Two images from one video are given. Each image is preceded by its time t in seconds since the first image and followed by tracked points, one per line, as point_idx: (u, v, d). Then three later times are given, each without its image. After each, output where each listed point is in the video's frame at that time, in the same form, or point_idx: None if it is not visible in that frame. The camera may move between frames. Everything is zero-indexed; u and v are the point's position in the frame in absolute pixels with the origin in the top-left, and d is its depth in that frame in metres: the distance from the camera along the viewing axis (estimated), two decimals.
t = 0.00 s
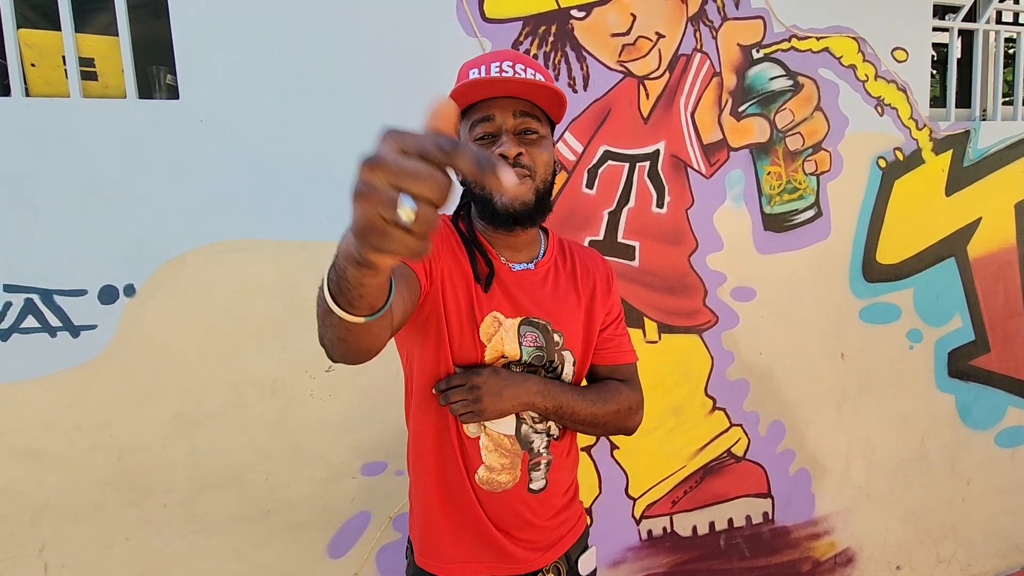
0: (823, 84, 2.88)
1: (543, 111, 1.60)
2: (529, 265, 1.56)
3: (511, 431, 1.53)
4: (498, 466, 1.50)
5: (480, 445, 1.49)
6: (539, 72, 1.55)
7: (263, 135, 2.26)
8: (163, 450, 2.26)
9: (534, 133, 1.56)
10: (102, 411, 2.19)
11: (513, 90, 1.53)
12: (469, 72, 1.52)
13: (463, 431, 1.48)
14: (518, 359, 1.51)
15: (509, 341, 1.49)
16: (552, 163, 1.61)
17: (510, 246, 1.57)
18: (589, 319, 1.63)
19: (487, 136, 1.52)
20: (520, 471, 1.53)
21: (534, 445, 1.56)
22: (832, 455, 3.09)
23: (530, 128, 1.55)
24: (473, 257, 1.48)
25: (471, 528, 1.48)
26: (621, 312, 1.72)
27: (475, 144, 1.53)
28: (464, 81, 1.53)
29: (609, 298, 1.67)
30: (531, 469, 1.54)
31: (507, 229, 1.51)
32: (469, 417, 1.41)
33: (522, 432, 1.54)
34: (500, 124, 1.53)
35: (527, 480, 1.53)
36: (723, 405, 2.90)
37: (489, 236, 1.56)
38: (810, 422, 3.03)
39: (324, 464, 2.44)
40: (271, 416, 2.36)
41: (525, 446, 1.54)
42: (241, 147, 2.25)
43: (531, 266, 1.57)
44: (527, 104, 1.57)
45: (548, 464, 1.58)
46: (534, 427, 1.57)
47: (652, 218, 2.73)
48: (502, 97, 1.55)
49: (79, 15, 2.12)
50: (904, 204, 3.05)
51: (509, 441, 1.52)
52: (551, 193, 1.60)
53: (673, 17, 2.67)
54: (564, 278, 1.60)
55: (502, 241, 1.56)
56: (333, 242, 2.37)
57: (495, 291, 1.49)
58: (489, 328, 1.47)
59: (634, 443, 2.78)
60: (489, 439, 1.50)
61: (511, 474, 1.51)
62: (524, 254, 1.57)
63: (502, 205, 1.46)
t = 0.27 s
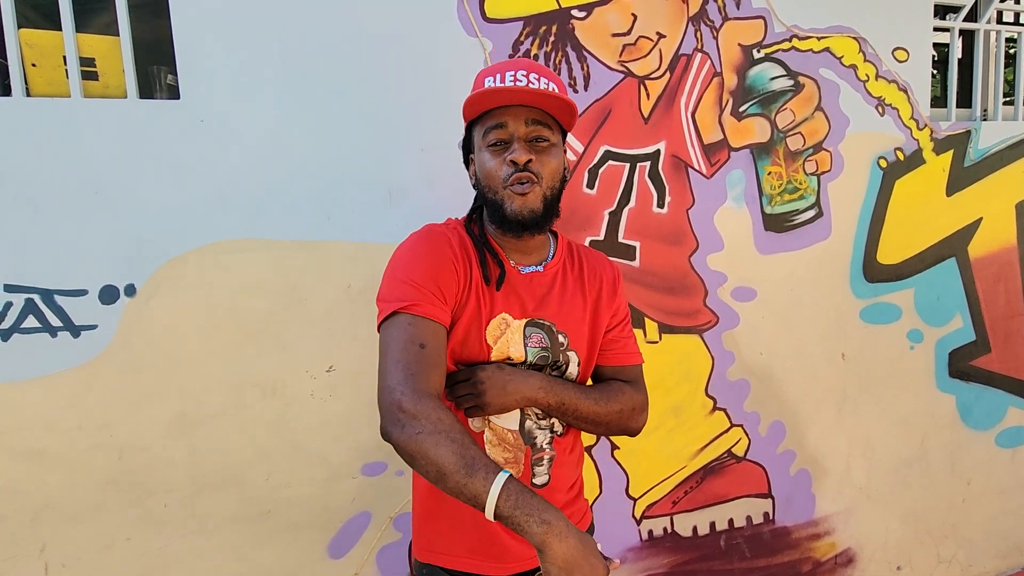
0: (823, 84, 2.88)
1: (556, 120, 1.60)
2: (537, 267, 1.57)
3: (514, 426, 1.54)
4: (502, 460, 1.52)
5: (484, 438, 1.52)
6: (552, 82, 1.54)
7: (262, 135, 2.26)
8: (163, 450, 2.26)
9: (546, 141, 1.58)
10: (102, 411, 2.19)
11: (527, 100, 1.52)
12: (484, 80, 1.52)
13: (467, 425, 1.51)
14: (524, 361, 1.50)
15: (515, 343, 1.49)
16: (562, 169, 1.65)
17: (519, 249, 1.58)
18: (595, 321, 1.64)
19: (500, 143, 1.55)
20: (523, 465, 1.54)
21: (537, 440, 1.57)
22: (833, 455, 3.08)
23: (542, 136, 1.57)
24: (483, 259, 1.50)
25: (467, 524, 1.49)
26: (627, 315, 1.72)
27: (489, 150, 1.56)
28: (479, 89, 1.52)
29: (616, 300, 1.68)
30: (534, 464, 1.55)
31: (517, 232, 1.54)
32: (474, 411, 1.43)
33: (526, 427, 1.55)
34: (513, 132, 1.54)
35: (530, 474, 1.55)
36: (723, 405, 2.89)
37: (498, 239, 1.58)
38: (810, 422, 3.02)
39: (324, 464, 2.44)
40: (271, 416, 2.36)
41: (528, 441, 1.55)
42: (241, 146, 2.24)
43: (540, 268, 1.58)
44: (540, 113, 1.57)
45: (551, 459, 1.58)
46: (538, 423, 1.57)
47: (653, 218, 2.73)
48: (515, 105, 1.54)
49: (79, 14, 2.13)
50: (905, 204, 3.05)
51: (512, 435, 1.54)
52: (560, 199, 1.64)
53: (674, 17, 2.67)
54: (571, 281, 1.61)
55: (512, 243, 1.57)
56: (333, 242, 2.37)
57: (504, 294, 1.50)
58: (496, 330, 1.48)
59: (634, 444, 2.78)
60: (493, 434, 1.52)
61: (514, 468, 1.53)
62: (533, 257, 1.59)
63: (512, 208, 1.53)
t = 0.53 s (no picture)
0: (824, 83, 2.87)
1: (560, 124, 1.61)
2: (544, 265, 1.57)
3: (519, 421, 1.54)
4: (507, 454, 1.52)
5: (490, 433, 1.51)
6: (556, 87, 1.54)
7: (262, 134, 2.26)
8: (163, 449, 2.26)
9: (550, 144, 1.58)
10: (102, 411, 2.19)
11: (532, 105, 1.53)
12: (489, 88, 1.52)
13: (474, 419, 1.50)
14: (529, 355, 1.52)
15: (521, 338, 1.51)
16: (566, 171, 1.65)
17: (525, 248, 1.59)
18: (600, 319, 1.64)
19: (505, 147, 1.56)
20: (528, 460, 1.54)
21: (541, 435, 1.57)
22: (833, 455, 3.08)
23: (546, 139, 1.57)
24: (490, 256, 1.51)
25: (475, 517, 1.49)
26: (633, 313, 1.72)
27: (494, 154, 1.56)
28: (484, 96, 1.53)
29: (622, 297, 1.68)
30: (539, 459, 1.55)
31: (524, 232, 1.54)
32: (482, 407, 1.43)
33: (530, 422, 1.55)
34: (518, 137, 1.55)
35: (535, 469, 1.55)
36: (724, 404, 2.89)
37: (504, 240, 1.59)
38: (811, 422, 3.02)
39: (324, 464, 2.43)
40: (272, 415, 2.35)
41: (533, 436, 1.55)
42: (241, 145, 2.24)
43: (546, 265, 1.58)
44: (544, 117, 1.57)
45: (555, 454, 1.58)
46: (543, 418, 1.57)
47: (653, 217, 2.72)
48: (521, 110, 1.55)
49: (78, 14, 2.12)
50: (905, 204, 3.04)
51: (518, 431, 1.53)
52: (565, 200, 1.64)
53: (674, 16, 2.67)
54: (578, 279, 1.61)
55: (519, 243, 1.57)
56: (333, 241, 2.37)
57: (509, 290, 1.51)
58: (502, 325, 1.49)
59: (635, 443, 2.78)
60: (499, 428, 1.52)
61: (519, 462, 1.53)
62: (539, 255, 1.60)
63: (518, 209, 1.52)
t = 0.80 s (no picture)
0: (823, 83, 2.87)
1: (552, 116, 1.61)
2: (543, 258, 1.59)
3: (518, 413, 1.54)
4: (506, 446, 1.52)
5: (489, 425, 1.51)
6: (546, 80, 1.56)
7: (261, 134, 2.26)
8: (162, 450, 2.26)
9: (543, 136, 1.57)
10: (101, 411, 2.19)
11: (523, 96, 1.53)
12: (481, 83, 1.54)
13: (474, 411, 1.51)
14: (529, 345, 1.52)
15: (521, 327, 1.51)
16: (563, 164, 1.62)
17: (525, 240, 1.60)
18: (601, 312, 1.64)
19: (500, 139, 1.54)
20: (527, 452, 1.54)
21: (540, 428, 1.57)
22: (833, 455, 3.08)
23: (539, 131, 1.56)
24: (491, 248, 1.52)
25: (476, 505, 1.51)
26: (635, 307, 1.72)
27: (490, 147, 1.54)
28: (476, 92, 1.55)
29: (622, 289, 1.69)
30: (538, 451, 1.55)
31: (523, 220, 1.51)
32: (482, 397, 1.43)
33: (530, 415, 1.55)
34: (512, 128, 1.54)
35: (534, 462, 1.54)
36: (723, 404, 2.89)
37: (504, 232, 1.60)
38: (810, 422, 3.02)
39: (324, 464, 2.43)
40: (271, 416, 2.35)
41: (532, 429, 1.55)
42: (240, 145, 2.24)
43: (546, 258, 1.60)
44: (536, 109, 1.57)
45: (555, 448, 1.58)
46: (542, 411, 1.57)
47: (652, 217, 2.72)
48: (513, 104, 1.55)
49: (78, 14, 2.12)
50: (905, 203, 3.04)
51: (517, 423, 1.54)
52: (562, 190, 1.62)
53: (673, 15, 2.66)
54: (579, 271, 1.62)
55: (518, 233, 1.58)
56: (331, 242, 2.37)
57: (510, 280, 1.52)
58: (503, 313, 1.50)
59: (634, 443, 2.78)
60: (499, 421, 1.52)
61: (518, 455, 1.52)
62: (539, 248, 1.61)
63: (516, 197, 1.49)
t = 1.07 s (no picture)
0: (823, 83, 2.87)
1: (550, 117, 1.63)
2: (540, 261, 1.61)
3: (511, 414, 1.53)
4: (498, 446, 1.52)
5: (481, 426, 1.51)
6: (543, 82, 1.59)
7: (261, 134, 2.26)
8: (162, 450, 2.26)
9: (539, 137, 1.61)
10: (101, 412, 2.19)
11: (520, 99, 1.56)
12: (480, 84, 1.57)
13: (466, 410, 1.51)
14: (521, 349, 1.52)
15: (512, 332, 1.53)
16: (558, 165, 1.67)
17: (522, 243, 1.63)
18: (597, 314, 1.66)
19: (496, 141, 1.59)
20: (518, 453, 1.53)
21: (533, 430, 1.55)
22: (833, 455, 3.08)
23: (535, 133, 1.60)
24: (484, 253, 1.55)
25: (471, 503, 1.53)
26: (635, 308, 1.72)
27: (487, 148, 1.59)
28: (474, 92, 1.58)
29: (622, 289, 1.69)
30: (528, 452, 1.54)
31: (517, 223, 1.58)
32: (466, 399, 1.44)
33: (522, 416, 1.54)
34: (508, 130, 1.58)
35: (526, 462, 1.54)
36: (723, 405, 2.89)
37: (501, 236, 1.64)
38: (810, 422, 3.02)
39: (324, 465, 2.43)
40: (271, 416, 2.35)
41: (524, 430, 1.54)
42: (239, 146, 2.24)
43: (543, 260, 1.62)
44: (534, 111, 1.60)
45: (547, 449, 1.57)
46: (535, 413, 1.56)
47: (652, 218, 2.72)
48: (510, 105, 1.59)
49: (78, 15, 2.12)
50: (905, 203, 3.04)
51: (508, 424, 1.52)
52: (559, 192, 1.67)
53: (674, 16, 2.67)
54: (575, 273, 1.63)
55: (513, 237, 1.62)
56: (331, 242, 2.37)
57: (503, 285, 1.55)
58: (492, 319, 1.52)
59: (634, 444, 2.78)
60: (491, 421, 1.51)
61: (509, 455, 1.52)
62: (537, 249, 1.63)
63: (511, 201, 1.56)
